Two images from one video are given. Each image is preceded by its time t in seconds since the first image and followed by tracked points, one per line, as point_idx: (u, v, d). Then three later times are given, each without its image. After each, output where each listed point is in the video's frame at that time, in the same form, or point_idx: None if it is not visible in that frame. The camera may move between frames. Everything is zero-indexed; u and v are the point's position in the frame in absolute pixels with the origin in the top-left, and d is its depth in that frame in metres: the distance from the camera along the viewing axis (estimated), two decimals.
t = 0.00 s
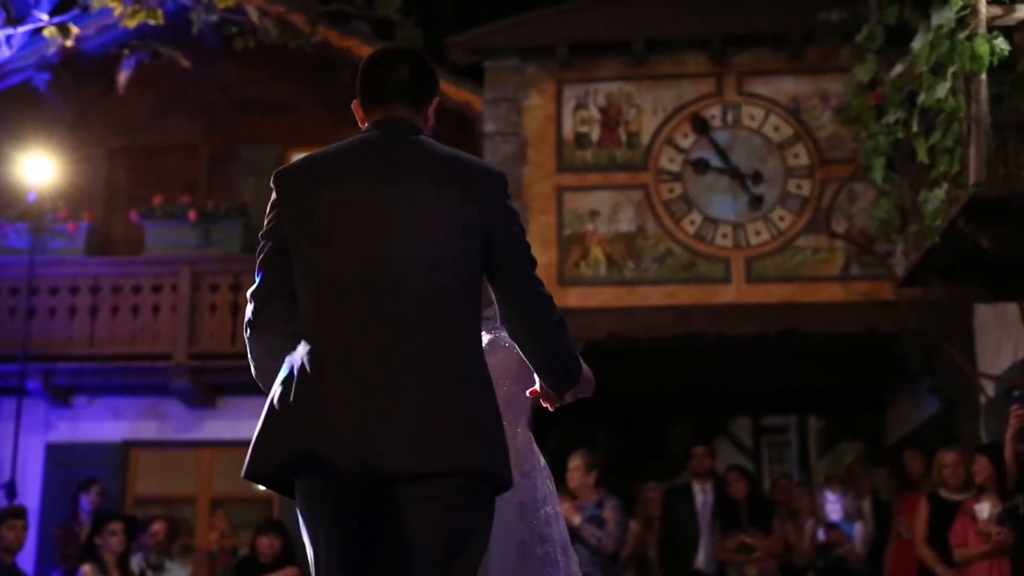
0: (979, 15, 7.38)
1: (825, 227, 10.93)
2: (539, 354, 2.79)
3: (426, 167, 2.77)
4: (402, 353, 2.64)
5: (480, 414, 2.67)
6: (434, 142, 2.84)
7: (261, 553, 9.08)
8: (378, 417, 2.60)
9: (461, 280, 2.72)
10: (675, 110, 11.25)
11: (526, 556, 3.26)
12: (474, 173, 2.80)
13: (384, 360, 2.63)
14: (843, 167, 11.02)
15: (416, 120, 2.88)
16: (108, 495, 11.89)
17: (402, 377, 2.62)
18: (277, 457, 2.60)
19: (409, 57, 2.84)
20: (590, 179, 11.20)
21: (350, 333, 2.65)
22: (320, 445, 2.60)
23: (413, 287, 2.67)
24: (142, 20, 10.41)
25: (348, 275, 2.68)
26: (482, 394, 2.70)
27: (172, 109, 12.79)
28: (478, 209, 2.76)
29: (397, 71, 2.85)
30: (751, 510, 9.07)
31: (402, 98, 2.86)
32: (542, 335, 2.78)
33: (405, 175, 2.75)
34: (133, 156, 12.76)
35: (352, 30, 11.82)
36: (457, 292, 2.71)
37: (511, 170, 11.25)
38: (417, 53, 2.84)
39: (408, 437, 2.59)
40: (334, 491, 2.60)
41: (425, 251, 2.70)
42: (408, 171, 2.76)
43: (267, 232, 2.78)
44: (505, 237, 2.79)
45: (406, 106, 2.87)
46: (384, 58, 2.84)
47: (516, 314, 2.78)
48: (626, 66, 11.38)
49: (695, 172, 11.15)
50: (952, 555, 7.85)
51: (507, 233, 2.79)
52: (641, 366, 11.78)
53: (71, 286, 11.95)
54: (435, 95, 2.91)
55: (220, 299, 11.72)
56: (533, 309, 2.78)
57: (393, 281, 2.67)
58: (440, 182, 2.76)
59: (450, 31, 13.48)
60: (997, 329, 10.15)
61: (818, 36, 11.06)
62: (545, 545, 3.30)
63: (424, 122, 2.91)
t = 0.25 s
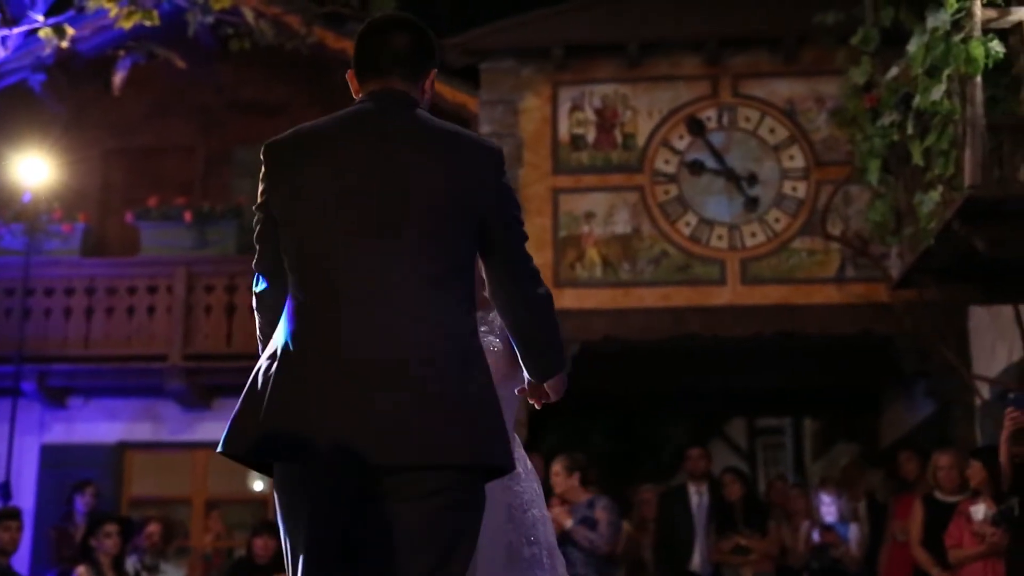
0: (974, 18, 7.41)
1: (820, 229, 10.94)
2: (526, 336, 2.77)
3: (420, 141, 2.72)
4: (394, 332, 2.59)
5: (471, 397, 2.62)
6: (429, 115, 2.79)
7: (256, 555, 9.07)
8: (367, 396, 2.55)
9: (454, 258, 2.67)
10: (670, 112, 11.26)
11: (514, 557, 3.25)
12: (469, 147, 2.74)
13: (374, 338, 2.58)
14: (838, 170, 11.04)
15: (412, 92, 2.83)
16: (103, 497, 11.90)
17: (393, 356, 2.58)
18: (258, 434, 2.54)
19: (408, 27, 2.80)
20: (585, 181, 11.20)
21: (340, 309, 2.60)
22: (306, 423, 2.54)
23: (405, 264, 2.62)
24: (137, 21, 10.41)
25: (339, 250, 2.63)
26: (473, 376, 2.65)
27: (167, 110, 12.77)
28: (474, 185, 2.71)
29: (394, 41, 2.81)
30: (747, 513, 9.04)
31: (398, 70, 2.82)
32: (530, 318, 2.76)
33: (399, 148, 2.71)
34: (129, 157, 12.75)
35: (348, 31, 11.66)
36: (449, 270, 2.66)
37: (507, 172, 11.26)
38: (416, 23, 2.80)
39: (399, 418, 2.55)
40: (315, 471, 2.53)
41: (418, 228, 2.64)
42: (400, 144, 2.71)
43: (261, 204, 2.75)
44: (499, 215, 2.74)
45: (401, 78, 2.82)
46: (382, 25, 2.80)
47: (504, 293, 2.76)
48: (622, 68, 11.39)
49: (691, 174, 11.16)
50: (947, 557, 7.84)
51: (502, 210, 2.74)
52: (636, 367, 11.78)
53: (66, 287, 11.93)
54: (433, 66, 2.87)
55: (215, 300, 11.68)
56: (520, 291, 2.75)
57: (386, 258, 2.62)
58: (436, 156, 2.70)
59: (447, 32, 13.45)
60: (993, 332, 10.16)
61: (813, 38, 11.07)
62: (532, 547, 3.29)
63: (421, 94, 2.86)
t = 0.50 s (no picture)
0: (970, 19, 7.45)
1: (816, 229, 10.94)
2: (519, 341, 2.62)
3: (418, 130, 2.57)
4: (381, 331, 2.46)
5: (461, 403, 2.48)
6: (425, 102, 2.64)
7: (252, 554, 9.06)
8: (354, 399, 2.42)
9: (449, 253, 2.52)
10: (666, 112, 11.27)
11: (512, 558, 3.14)
12: (467, 138, 2.59)
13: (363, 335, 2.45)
14: (834, 169, 11.04)
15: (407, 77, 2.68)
16: (98, 496, 11.88)
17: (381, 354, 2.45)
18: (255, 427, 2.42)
19: (406, 9, 2.67)
20: (581, 181, 11.21)
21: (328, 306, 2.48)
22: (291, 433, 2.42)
23: (395, 258, 2.49)
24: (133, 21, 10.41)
25: (330, 242, 2.51)
26: (467, 380, 2.51)
27: (164, 110, 12.76)
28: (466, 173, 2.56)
29: (391, 24, 2.67)
30: (744, 512, 9.02)
31: (397, 53, 2.68)
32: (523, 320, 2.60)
33: (390, 134, 2.56)
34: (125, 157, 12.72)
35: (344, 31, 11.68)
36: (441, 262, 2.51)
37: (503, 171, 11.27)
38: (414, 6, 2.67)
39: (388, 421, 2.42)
40: (308, 473, 2.41)
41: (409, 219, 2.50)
42: (396, 133, 2.56)
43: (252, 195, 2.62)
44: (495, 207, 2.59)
45: (399, 62, 2.68)
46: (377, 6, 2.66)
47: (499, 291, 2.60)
48: (618, 68, 11.41)
49: (687, 174, 11.15)
50: (943, 557, 7.85)
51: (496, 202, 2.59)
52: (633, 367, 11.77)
53: (62, 287, 11.90)
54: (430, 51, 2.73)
55: (211, 300, 11.70)
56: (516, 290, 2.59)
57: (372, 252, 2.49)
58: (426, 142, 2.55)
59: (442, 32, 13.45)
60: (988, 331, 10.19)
61: (809, 39, 11.07)
62: (527, 545, 3.19)
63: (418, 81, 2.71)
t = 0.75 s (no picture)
0: (965, 21, 7.44)
1: (813, 231, 10.94)
2: (507, 343, 2.76)
3: (421, 139, 2.72)
4: (384, 330, 2.60)
5: (453, 400, 2.62)
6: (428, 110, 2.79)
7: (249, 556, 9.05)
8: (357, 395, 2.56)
9: (449, 259, 2.67)
10: (663, 114, 11.28)
11: (517, 559, 3.14)
12: (468, 147, 2.75)
13: (367, 334, 2.59)
14: (830, 171, 11.04)
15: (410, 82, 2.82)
16: (95, 498, 11.88)
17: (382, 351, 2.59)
18: (252, 433, 2.54)
19: (408, 13, 2.79)
20: (578, 182, 11.21)
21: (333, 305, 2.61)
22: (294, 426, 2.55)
23: (396, 260, 2.63)
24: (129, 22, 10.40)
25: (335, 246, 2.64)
26: (462, 379, 2.66)
27: (160, 111, 12.73)
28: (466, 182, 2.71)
29: (395, 30, 2.80)
30: (740, 513, 9.21)
31: (400, 59, 2.81)
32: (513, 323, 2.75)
33: (394, 142, 2.70)
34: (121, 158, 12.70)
35: (341, 32, 11.67)
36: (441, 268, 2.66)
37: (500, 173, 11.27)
38: (417, 10, 2.79)
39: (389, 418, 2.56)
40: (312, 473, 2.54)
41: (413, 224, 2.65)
42: (400, 142, 2.70)
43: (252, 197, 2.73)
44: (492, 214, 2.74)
45: (402, 68, 2.82)
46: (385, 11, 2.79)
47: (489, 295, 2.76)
48: (614, 69, 11.43)
49: (683, 176, 11.16)
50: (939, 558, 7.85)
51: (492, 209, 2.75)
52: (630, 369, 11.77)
53: (59, 288, 11.89)
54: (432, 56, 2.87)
55: (208, 302, 11.71)
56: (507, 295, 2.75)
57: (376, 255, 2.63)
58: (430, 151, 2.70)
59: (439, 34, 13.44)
60: (985, 333, 10.20)
61: (806, 40, 11.07)
62: (529, 547, 3.20)
63: (421, 85, 2.86)
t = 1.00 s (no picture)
0: (967, 25, 7.46)
1: (813, 232, 10.96)
2: (507, 349, 2.89)
3: (424, 154, 2.90)
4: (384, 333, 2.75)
5: (452, 405, 2.76)
6: (433, 128, 2.97)
7: (249, 557, 9.03)
8: (357, 394, 2.72)
9: (449, 267, 2.82)
10: (663, 115, 11.29)
11: (533, 567, 3.23)
12: (467, 160, 2.91)
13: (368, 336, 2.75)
14: (830, 173, 11.06)
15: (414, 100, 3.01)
16: (95, 499, 11.89)
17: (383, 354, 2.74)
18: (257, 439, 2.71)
19: (411, 34, 2.99)
20: (578, 184, 11.22)
21: (336, 311, 2.78)
22: (298, 427, 2.72)
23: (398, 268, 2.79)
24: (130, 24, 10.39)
25: (339, 255, 2.80)
26: (463, 385, 2.80)
27: (160, 112, 12.71)
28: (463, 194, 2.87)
29: (400, 50, 2.99)
30: (740, 514, 9.26)
31: (407, 78, 3.00)
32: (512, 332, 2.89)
33: (395, 159, 2.88)
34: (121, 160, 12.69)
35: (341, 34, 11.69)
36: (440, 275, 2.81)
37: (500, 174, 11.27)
38: (417, 29, 2.98)
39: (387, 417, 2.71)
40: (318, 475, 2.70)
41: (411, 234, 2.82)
42: (403, 157, 2.88)
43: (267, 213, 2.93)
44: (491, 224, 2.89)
45: (408, 87, 3.01)
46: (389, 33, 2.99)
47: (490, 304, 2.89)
48: (614, 71, 11.42)
49: (683, 177, 11.18)
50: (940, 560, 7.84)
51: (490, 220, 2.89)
52: (629, 370, 11.79)
53: (59, 289, 11.88)
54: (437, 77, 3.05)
55: (208, 303, 11.70)
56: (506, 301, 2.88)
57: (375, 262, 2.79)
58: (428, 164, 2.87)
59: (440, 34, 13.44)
60: (985, 335, 10.23)
61: (806, 42, 11.08)
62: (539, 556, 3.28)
63: (428, 103, 3.04)
